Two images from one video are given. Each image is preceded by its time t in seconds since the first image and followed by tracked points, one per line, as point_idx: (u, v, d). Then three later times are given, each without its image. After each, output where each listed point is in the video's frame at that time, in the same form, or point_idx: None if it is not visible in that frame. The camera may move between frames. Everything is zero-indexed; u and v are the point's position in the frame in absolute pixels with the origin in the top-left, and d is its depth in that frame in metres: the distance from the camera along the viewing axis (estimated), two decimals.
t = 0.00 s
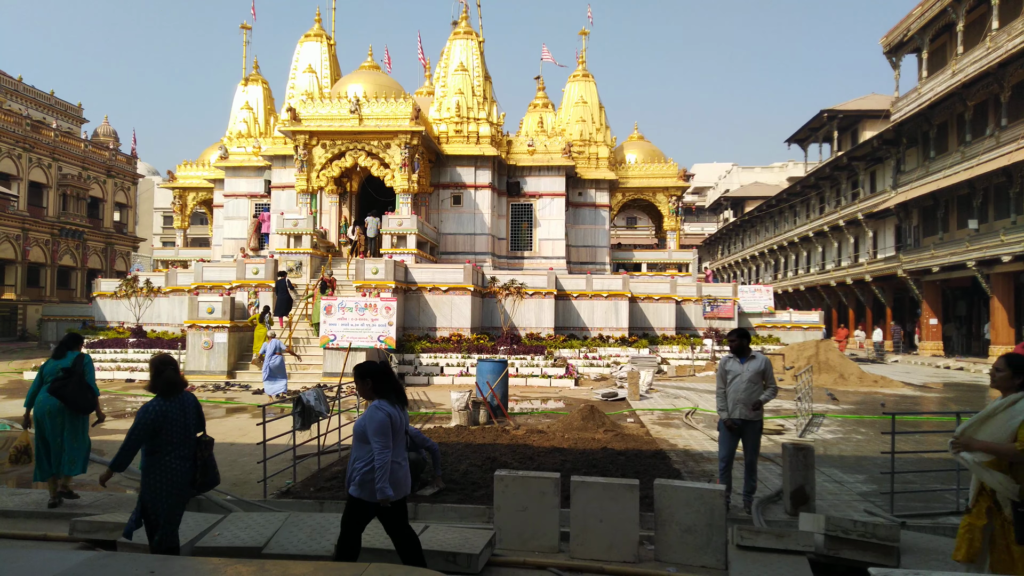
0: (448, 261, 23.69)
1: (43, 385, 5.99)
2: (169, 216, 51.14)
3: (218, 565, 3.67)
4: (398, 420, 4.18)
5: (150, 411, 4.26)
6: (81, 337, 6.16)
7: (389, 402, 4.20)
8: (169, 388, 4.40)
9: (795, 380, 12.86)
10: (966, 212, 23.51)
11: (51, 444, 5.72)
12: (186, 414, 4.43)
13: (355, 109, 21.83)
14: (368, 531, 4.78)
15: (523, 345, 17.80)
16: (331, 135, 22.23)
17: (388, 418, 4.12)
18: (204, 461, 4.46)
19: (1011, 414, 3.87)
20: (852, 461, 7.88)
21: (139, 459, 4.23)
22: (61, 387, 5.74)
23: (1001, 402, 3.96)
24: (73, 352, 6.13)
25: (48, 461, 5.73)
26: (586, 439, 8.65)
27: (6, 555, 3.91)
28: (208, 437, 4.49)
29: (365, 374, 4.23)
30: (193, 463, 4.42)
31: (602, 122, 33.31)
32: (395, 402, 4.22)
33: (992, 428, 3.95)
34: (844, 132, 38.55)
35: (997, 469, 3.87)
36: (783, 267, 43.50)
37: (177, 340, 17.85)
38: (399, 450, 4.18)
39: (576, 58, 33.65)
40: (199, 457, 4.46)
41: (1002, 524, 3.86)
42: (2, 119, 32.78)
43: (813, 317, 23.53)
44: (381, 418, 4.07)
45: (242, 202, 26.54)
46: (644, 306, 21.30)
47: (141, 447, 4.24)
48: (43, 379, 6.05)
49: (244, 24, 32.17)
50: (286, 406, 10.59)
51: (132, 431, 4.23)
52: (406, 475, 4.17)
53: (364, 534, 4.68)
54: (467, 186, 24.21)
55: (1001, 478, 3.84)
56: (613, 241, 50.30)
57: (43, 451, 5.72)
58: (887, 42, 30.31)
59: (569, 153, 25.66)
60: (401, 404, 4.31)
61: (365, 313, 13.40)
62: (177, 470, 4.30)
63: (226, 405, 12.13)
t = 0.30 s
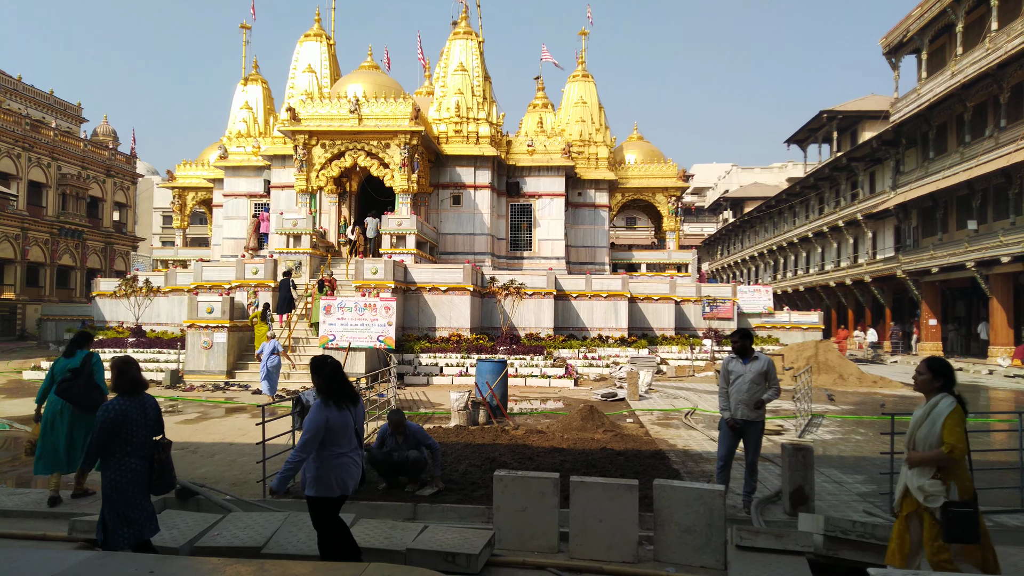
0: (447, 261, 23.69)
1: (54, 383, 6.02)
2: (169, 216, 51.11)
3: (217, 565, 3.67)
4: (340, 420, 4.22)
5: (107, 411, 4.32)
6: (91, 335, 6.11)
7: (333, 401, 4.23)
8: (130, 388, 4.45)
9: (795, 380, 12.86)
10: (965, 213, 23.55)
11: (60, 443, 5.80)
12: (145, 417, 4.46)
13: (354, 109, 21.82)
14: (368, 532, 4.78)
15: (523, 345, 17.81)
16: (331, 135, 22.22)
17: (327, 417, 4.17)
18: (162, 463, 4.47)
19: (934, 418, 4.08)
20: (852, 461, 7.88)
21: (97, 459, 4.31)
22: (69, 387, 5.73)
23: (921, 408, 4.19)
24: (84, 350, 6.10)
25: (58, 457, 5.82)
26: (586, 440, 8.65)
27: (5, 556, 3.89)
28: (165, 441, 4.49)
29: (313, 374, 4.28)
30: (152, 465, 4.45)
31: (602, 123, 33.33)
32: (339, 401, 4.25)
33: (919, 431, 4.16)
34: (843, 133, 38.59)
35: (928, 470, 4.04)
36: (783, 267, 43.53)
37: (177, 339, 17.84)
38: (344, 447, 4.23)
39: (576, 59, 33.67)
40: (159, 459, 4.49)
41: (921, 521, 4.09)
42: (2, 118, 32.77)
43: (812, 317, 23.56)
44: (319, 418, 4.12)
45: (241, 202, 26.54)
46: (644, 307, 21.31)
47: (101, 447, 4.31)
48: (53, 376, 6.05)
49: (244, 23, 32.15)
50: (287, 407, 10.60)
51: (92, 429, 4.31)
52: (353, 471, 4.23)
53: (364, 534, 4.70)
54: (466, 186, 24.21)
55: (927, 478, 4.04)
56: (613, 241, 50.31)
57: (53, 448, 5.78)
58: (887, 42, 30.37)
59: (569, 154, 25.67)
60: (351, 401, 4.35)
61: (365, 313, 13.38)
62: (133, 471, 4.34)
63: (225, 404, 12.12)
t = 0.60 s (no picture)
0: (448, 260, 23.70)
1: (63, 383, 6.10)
2: (169, 215, 51.09)
3: (218, 564, 3.66)
4: (294, 423, 4.15)
5: (75, 406, 4.27)
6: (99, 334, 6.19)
7: (288, 405, 4.15)
8: (97, 382, 4.47)
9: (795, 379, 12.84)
10: (965, 213, 23.55)
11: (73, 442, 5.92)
12: (114, 411, 4.47)
13: (355, 108, 21.82)
14: (368, 531, 4.77)
15: (523, 345, 17.81)
16: (331, 134, 22.22)
17: (280, 421, 4.10)
18: (136, 455, 4.55)
19: (890, 411, 4.10)
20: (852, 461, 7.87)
21: (65, 453, 4.24)
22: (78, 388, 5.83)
23: (874, 401, 4.23)
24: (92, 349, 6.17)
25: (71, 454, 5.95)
26: (586, 439, 8.65)
27: (7, 554, 3.90)
28: (139, 431, 4.57)
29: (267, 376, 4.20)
30: (125, 456, 4.52)
31: (602, 122, 33.32)
32: (292, 404, 4.14)
33: (872, 422, 4.18)
34: (844, 133, 38.59)
35: (879, 459, 4.06)
36: (783, 267, 43.55)
37: (177, 339, 17.85)
38: (301, 450, 4.19)
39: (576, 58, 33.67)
40: (129, 452, 4.55)
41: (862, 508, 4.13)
42: (2, 118, 32.77)
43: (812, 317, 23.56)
44: (268, 422, 4.07)
45: (241, 201, 26.54)
46: (644, 306, 21.31)
47: (70, 442, 4.25)
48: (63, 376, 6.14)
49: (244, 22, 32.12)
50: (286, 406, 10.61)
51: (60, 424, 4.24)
52: (313, 472, 4.20)
53: (364, 533, 4.70)
54: (467, 186, 24.21)
55: (876, 469, 4.07)
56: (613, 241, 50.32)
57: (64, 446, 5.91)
58: (887, 42, 30.37)
59: (569, 153, 25.66)
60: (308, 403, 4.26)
61: (365, 313, 13.37)
62: (108, 464, 4.38)
63: (225, 404, 12.12)
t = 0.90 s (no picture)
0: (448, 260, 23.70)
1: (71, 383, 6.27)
2: (169, 214, 51.07)
3: (218, 564, 3.60)
4: (258, 414, 4.31)
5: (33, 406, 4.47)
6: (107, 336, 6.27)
7: (252, 396, 4.33)
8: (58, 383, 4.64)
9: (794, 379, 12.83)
10: (966, 213, 23.55)
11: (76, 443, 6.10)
12: (74, 414, 4.61)
13: (355, 108, 21.81)
14: (368, 530, 4.76)
15: (523, 345, 17.81)
16: (331, 134, 22.21)
17: (245, 411, 4.26)
18: (95, 456, 4.65)
19: (817, 422, 4.08)
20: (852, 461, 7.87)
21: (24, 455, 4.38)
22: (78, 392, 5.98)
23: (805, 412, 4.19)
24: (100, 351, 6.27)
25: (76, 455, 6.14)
26: (585, 439, 8.64)
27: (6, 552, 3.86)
28: (100, 431, 4.68)
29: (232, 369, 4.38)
30: (84, 458, 4.60)
31: (602, 122, 33.32)
32: (256, 395, 4.33)
33: (803, 437, 4.15)
34: (844, 132, 38.59)
35: (813, 472, 3.98)
36: (783, 267, 43.54)
37: (177, 338, 17.85)
38: (261, 443, 4.31)
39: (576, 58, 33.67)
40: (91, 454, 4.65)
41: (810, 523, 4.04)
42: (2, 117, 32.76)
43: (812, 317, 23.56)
44: (236, 411, 4.23)
45: (241, 201, 26.54)
46: (644, 306, 21.31)
47: (28, 443, 4.40)
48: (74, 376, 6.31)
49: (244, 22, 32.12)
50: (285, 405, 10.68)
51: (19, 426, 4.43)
52: (271, 465, 4.30)
53: (363, 533, 4.69)
54: (467, 185, 24.21)
55: (813, 484, 4.00)
56: (613, 241, 50.34)
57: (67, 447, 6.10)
58: (887, 42, 30.37)
59: (569, 153, 25.65)
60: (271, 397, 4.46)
61: (365, 312, 13.37)
62: (65, 465, 4.46)
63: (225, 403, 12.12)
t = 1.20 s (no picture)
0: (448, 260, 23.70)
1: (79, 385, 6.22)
2: (169, 214, 51.11)
3: (218, 563, 3.36)
4: (215, 421, 4.34)
5: None
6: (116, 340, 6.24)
7: (210, 403, 4.37)
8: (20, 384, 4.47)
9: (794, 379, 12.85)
10: (966, 213, 23.55)
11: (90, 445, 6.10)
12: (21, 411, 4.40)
13: (355, 108, 21.81)
14: (368, 531, 4.75)
15: (523, 345, 17.83)
16: (331, 134, 22.20)
17: (203, 417, 4.28)
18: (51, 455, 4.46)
19: (755, 413, 4.19)
20: (852, 461, 7.87)
21: None
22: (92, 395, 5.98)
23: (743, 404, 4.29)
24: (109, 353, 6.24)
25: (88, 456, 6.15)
26: (585, 440, 8.63)
27: None
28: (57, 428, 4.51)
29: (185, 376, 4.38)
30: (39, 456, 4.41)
31: (602, 122, 33.36)
32: (212, 402, 4.35)
33: (743, 428, 4.23)
34: (844, 132, 38.61)
35: (757, 461, 4.08)
36: (783, 267, 43.56)
37: (177, 338, 17.86)
38: (221, 447, 4.33)
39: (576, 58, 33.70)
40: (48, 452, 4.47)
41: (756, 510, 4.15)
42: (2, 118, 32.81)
43: (812, 317, 23.59)
44: (193, 417, 4.24)
45: (241, 201, 26.53)
46: (644, 306, 21.32)
47: None
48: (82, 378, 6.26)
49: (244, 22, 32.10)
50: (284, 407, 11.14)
51: None
52: (230, 470, 4.32)
53: (364, 533, 4.69)
54: (467, 185, 24.21)
55: (758, 472, 4.11)
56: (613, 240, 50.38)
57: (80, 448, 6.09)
58: (887, 42, 30.39)
59: (569, 153, 25.65)
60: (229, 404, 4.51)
61: (365, 312, 13.38)
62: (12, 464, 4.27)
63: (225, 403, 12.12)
